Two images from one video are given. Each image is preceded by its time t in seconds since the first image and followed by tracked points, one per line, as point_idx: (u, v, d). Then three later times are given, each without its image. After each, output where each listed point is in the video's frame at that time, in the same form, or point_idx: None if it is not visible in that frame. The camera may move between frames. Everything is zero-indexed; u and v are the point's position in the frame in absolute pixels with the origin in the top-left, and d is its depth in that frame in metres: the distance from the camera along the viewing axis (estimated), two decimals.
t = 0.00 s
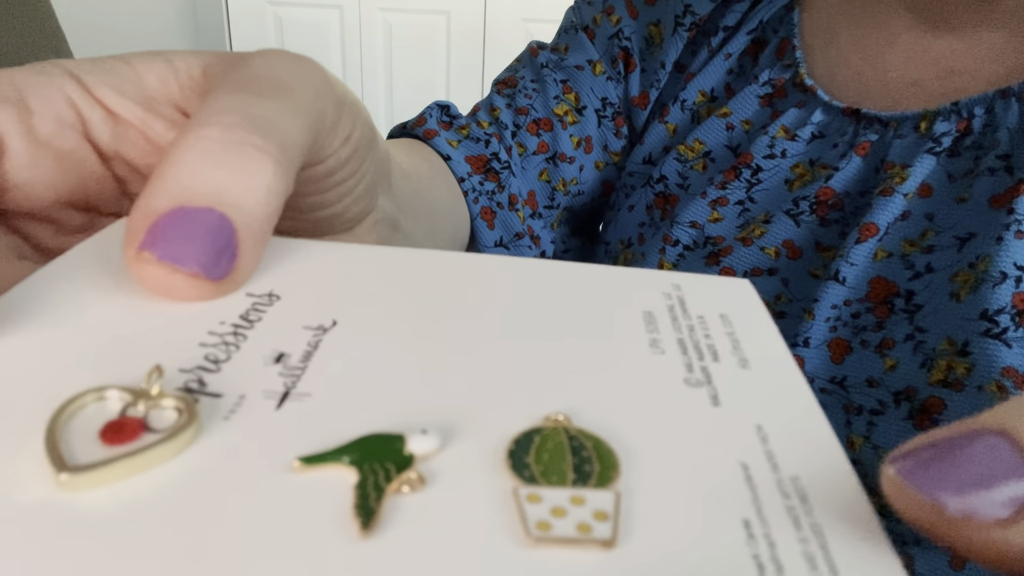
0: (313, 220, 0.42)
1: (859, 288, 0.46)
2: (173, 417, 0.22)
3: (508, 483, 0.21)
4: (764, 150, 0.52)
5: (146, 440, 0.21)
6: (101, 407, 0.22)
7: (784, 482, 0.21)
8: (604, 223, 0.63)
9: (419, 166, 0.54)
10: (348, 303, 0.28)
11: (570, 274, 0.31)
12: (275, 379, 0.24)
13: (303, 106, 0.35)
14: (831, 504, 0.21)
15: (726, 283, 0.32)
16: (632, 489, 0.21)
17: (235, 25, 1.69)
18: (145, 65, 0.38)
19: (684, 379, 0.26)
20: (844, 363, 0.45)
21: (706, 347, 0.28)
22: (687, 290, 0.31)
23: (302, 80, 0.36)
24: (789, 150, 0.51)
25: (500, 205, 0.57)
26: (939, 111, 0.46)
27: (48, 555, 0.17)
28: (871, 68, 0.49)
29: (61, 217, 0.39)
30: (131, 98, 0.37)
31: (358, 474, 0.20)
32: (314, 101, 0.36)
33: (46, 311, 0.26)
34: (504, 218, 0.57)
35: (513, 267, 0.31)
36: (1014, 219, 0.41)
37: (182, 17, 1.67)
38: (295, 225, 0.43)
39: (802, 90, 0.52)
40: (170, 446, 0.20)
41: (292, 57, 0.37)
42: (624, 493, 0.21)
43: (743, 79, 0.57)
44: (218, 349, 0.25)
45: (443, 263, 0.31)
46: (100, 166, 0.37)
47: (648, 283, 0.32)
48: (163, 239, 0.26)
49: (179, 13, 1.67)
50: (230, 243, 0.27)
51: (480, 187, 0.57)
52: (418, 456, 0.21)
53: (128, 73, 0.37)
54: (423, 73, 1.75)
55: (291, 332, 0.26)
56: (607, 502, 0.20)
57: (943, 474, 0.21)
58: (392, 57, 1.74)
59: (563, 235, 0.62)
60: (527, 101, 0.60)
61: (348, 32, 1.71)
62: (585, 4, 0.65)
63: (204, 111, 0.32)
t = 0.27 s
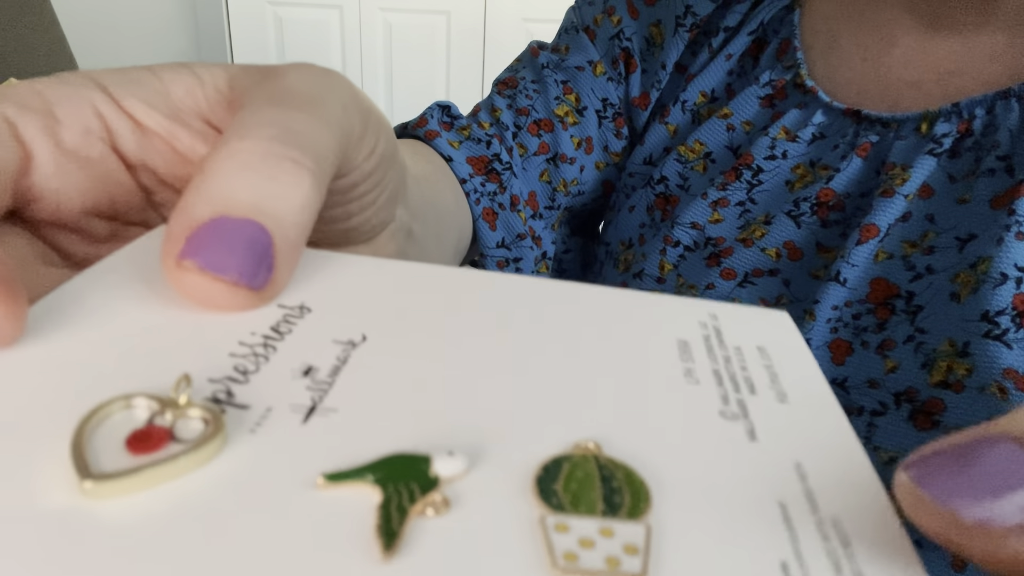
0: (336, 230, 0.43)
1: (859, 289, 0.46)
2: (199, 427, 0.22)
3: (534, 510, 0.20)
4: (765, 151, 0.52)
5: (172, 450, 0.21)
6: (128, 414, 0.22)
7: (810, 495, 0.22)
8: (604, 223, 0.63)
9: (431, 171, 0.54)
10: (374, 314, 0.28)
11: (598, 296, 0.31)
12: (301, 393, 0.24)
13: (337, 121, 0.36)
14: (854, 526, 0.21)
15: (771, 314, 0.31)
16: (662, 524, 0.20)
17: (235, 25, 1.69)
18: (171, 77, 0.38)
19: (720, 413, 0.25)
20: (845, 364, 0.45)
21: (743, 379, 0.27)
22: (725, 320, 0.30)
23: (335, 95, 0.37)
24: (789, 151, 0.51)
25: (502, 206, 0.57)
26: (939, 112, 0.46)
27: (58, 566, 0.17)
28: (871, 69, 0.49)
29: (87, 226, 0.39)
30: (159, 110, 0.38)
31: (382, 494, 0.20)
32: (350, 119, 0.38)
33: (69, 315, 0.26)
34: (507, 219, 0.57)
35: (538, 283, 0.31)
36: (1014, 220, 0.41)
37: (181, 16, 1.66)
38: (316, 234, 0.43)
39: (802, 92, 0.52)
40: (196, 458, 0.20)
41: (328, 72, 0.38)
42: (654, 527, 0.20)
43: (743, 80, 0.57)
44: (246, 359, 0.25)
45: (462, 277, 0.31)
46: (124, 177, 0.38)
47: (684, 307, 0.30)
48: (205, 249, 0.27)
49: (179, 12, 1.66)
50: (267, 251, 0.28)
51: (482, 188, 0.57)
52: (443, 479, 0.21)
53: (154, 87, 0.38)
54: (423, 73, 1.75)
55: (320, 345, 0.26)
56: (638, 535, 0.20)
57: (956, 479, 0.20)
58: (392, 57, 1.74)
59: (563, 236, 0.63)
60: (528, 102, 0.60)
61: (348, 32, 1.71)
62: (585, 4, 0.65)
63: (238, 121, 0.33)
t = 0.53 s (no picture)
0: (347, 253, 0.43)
1: (860, 289, 0.46)
2: (246, 480, 0.22)
3: (577, 569, 0.20)
4: (766, 151, 0.52)
5: (221, 506, 0.21)
6: (175, 467, 0.22)
7: (841, 534, 0.22)
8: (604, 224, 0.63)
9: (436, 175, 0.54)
10: (413, 356, 0.28)
11: (621, 334, 0.31)
12: (342, 443, 0.24)
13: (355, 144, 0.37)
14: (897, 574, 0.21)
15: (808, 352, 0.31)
16: None
17: (235, 27, 1.69)
18: (185, 103, 0.37)
19: (764, 462, 0.25)
20: (845, 364, 0.45)
21: (783, 426, 0.26)
22: (761, 361, 0.30)
23: (348, 120, 0.38)
24: (790, 152, 0.51)
25: (502, 206, 0.57)
26: (940, 112, 0.46)
27: None
28: (872, 70, 0.49)
29: (108, 261, 0.38)
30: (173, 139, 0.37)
31: (428, 552, 0.20)
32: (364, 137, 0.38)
33: (105, 366, 0.26)
34: (507, 220, 0.57)
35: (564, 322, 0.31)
36: (1014, 221, 0.41)
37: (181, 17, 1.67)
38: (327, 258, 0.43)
39: (802, 92, 0.52)
40: (246, 513, 0.21)
41: (338, 99, 0.39)
42: None
43: (744, 80, 0.57)
44: (288, 407, 0.25)
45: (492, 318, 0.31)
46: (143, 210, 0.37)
47: (717, 349, 0.30)
48: (248, 289, 0.27)
49: (179, 13, 1.67)
50: (309, 287, 0.28)
51: (483, 190, 0.56)
52: (490, 535, 0.21)
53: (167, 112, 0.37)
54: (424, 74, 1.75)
55: (360, 392, 0.26)
56: None
57: (886, 455, 0.23)
58: (393, 57, 1.74)
59: (564, 236, 0.63)
60: (528, 102, 0.60)
61: (349, 33, 1.71)
62: (585, 4, 0.65)
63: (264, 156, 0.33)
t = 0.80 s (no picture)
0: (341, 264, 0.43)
1: (860, 289, 0.45)
2: (258, 500, 0.22)
3: None
4: (765, 151, 0.52)
5: (233, 526, 0.21)
6: (190, 492, 0.22)
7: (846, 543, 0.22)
8: (604, 223, 0.63)
9: (430, 173, 0.54)
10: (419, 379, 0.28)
11: (628, 350, 0.31)
12: (355, 461, 0.24)
13: (367, 170, 0.36)
14: None
15: (820, 366, 0.30)
16: None
17: (235, 28, 1.69)
18: (205, 122, 0.36)
19: (773, 483, 0.24)
20: (845, 364, 0.45)
21: (795, 448, 0.26)
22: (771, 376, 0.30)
23: (362, 144, 0.37)
24: (789, 152, 0.51)
25: (501, 205, 0.57)
26: (940, 112, 0.46)
27: None
28: (872, 70, 0.49)
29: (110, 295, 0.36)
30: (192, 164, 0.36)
31: (439, 565, 0.20)
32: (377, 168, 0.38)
33: (122, 392, 0.27)
34: (505, 219, 0.57)
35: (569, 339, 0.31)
36: (1015, 220, 0.41)
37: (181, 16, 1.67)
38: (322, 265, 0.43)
39: (802, 92, 0.52)
40: (259, 530, 0.21)
41: (353, 121, 0.39)
42: None
43: (744, 80, 0.57)
44: (301, 429, 0.26)
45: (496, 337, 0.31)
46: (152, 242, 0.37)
47: (728, 368, 0.30)
48: (283, 326, 0.27)
49: (179, 12, 1.67)
50: (339, 316, 0.28)
51: (481, 189, 0.56)
52: (500, 548, 0.21)
53: (186, 133, 0.36)
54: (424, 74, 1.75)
55: (371, 412, 0.27)
56: None
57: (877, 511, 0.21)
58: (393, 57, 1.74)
59: (563, 236, 0.63)
60: (527, 101, 0.60)
61: (348, 33, 1.71)
62: (585, 4, 0.65)
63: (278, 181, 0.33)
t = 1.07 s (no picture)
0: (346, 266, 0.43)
1: (860, 288, 0.45)
2: (254, 481, 0.22)
3: (569, 569, 0.20)
4: (765, 150, 0.51)
5: (228, 505, 0.21)
6: (188, 471, 0.22)
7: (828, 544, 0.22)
8: (603, 223, 0.63)
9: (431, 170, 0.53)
10: (412, 369, 0.28)
11: (621, 351, 0.31)
12: (349, 448, 0.24)
13: (390, 168, 0.37)
14: None
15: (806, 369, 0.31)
16: None
17: (235, 26, 1.69)
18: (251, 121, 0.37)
19: (756, 482, 0.24)
20: (845, 364, 0.45)
21: (779, 449, 0.26)
22: (762, 379, 0.30)
23: (381, 144, 0.38)
24: (789, 150, 0.51)
25: (499, 205, 0.57)
26: (940, 111, 0.46)
27: None
28: (872, 69, 0.49)
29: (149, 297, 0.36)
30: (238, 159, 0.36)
31: (426, 551, 0.20)
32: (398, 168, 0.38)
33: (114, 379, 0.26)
34: (504, 218, 0.57)
35: (558, 338, 0.31)
36: (1015, 219, 0.40)
37: (181, 14, 1.67)
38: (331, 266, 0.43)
39: (802, 90, 0.52)
40: (253, 512, 0.21)
41: (372, 122, 0.39)
42: None
43: (743, 78, 0.57)
44: (298, 414, 0.26)
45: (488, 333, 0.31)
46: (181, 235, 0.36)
47: (720, 368, 0.30)
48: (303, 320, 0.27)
49: (178, 11, 1.67)
50: (355, 311, 0.28)
51: (480, 188, 0.56)
52: (485, 536, 0.21)
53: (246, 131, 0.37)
54: (424, 73, 1.75)
55: (366, 401, 0.27)
56: None
57: (854, 511, 0.22)
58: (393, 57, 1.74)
59: (563, 236, 0.63)
60: (526, 101, 0.60)
61: (348, 32, 1.71)
62: (584, 4, 0.64)
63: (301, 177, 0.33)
